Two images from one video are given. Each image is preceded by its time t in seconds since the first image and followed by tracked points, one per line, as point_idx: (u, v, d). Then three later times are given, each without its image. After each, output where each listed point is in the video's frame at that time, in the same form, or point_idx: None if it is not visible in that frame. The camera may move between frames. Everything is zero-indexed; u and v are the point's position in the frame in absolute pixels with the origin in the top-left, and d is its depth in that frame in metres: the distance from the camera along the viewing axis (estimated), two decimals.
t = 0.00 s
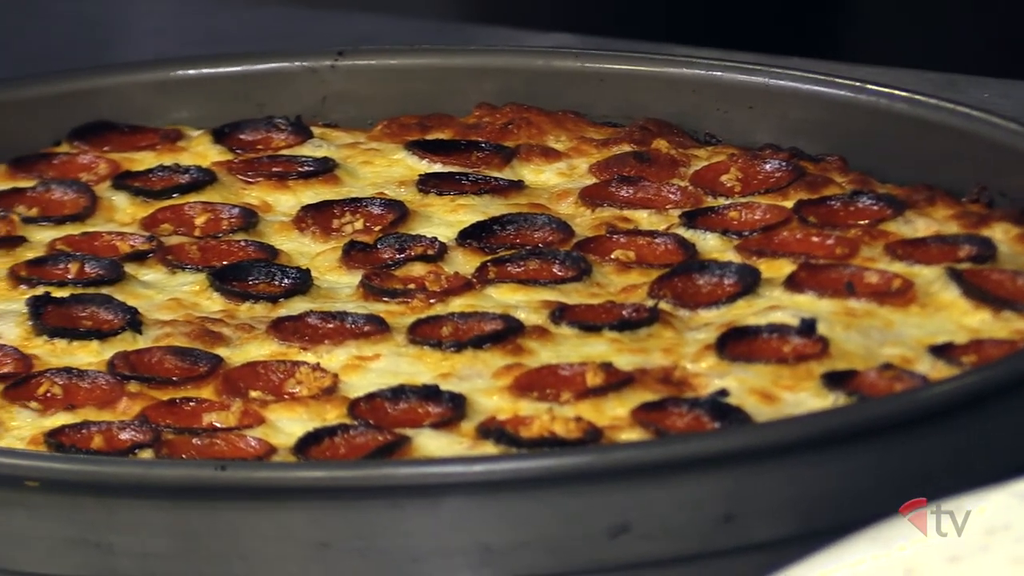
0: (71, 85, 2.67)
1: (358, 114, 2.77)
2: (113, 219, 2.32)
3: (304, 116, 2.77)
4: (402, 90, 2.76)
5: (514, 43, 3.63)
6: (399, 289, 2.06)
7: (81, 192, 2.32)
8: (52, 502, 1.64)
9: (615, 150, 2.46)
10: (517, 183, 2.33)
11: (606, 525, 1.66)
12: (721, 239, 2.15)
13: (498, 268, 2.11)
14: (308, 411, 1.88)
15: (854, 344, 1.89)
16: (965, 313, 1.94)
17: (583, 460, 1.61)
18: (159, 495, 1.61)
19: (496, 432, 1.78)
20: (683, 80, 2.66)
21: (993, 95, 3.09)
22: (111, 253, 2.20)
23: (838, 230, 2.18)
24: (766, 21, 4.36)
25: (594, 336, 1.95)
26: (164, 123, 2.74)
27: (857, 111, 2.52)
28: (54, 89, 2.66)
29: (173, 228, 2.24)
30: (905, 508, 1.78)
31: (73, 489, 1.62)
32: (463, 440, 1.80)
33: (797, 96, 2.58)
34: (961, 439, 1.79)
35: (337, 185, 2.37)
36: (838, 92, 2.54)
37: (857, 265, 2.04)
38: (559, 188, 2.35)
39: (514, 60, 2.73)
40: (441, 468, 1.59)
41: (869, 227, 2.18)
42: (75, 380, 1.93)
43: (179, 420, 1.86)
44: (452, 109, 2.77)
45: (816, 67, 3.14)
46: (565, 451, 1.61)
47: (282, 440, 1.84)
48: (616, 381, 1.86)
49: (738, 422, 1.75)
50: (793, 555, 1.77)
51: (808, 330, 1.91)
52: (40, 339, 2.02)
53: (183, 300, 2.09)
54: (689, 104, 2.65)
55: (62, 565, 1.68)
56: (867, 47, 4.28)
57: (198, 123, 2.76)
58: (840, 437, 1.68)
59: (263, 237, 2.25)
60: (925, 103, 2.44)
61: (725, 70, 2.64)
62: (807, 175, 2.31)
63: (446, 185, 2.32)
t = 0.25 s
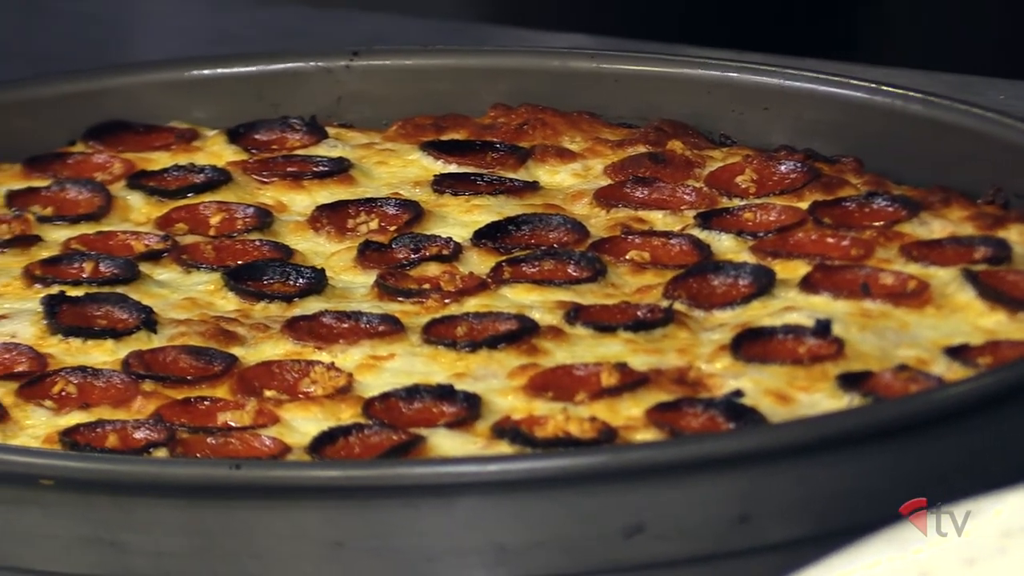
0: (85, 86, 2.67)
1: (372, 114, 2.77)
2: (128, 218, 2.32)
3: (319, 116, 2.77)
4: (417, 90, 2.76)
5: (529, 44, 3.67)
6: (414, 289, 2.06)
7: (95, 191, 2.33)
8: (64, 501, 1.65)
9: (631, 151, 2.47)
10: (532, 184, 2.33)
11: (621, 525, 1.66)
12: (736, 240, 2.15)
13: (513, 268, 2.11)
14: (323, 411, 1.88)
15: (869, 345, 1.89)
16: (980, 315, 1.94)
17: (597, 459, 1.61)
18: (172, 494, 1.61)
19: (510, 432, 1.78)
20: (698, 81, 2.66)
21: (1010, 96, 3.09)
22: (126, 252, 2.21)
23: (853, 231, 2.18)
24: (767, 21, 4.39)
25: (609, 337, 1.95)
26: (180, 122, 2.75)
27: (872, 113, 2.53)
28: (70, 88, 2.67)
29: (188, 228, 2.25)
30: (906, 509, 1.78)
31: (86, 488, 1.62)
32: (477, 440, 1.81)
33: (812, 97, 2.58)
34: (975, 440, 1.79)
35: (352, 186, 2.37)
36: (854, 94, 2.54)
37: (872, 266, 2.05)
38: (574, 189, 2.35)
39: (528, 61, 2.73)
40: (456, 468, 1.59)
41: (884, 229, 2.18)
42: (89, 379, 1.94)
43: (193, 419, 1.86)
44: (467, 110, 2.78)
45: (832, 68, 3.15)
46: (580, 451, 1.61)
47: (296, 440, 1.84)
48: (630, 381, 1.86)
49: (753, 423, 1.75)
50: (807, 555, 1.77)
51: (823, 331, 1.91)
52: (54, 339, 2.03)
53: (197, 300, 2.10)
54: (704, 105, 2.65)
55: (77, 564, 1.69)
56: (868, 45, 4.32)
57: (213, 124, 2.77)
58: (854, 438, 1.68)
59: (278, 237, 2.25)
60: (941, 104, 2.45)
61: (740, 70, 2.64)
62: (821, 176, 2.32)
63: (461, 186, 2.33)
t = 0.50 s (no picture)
0: (102, 87, 2.68)
1: (390, 116, 2.77)
2: (147, 220, 2.33)
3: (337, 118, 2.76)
4: (433, 92, 2.76)
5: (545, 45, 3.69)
6: (433, 290, 2.06)
7: (114, 193, 2.34)
8: (81, 501, 1.65)
9: (649, 152, 2.46)
10: (551, 185, 2.34)
11: (641, 526, 1.66)
12: (755, 242, 2.16)
13: (532, 269, 2.11)
14: (342, 412, 1.88)
15: (888, 346, 1.90)
16: (999, 316, 1.95)
17: (617, 460, 1.61)
18: (191, 495, 1.62)
19: (530, 432, 1.79)
20: (715, 82, 2.65)
21: None
22: (144, 254, 2.21)
23: (872, 232, 2.19)
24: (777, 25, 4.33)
25: (628, 337, 1.96)
26: (199, 125, 2.75)
27: (891, 114, 2.53)
28: (88, 89, 2.68)
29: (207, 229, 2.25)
30: (905, 509, 1.77)
31: (105, 489, 1.63)
32: (497, 440, 1.81)
33: (831, 99, 2.58)
34: (994, 441, 1.79)
35: (370, 188, 2.37)
36: (872, 95, 2.54)
37: (891, 267, 2.05)
38: (593, 190, 2.35)
39: (546, 62, 2.73)
40: (476, 469, 1.60)
41: (903, 230, 2.18)
42: (108, 380, 1.94)
43: (212, 420, 1.86)
44: (485, 112, 2.78)
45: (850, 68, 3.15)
46: (599, 452, 1.62)
47: (315, 441, 1.84)
48: (649, 382, 1.86)
49: (772, 423, 1.76)
50: (826, 556, 1.77)
51: (842, 332, 1.92)
52: (73, 340, 2.03)
53: (216, 301, 2.10)
54: (723, 106, 2.65)
55: (94, 565, 1.69)
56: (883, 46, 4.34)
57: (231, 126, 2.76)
58: (873, 439, 1.68)
59: (296, 238, 2.25)
60: (960, 106, 2.45)
61: (758, 71, 2.63)
62: (840, 177, 2.33)
63: (479, 188, 2.33)
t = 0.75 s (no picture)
0: (127, 94, 2.70)
1: (415, 124, 2.79)
2: (173, 226, 2.34)
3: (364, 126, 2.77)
4: (459, 98, 2.77)
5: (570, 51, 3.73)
6: (459, 297, 2.06)
7: (140, 199, 2.35)
8: (108, 508, 1.67)
9: (676, 160, 2.46)
10: (577, 193, 2.34)
11: (666, 534, 1.66)
12: (781, 250, 2.16)
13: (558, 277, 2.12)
14: (367, 419, 1.89)
15: (915, 355, 1.90)
16: None
17: (643, 468, 1.61)
18: (218, 501, 1.63)
19: (556, 440, 1.79)
20: (741, 91, 2.66)
21: None
22: (170, 260, 2.21)
23: (898, 241, 2.19)
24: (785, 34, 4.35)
25: (654, 346, 1.96)
26: (226, 132, 2.78)
27: (917, 122, 2.53)
28: (114, 96, 2.70)
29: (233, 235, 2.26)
30: (906, 509, 1.76)
31: (132, 495, 1.64)
32: (522, 448, 1.81)
33: (857, 107, 2.58)
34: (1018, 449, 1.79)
35: (396, 195, 2.38)
36: (898, 104, 2.54)
37: (918, 276, 2.05)
38: (619, 199, 2.36)
39: (572, 71, 2.73)
40: (501, 476, 1.60)
41: (929, 239, 2.18)
42: (134, 386, 1.95)
43: (237, 426, 1.86)
44: (511, 119, 2.79)
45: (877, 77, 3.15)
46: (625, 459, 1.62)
47: (341, 448, 1.85)
48: (675, 390, 1.87)
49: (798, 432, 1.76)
50: (850, 563, 1.77)
51: (868, 341, 1.92)
52: (98, 346, 2.03)
53: (242, 308, 2.10)
54: (749, 114, 2.65)
55: (117, 569, 1.71)
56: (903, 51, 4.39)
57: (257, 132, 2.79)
58: (898, 447, 1.68)
59: (322, 245, 2.26)
60: (987, 115, 2.45)
61: (785, 80, 2.64)
62: (867, 186, 2.32)
63: (505, 196, 2.33)
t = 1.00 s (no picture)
0: (157, 95, 2.72)
1: (446, 126, 2.79)
2: (203, 228, 2.35)
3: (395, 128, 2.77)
4: (488, 101, 2.76)
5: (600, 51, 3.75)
6: (490, 299, 2.07)
7: (170, 201, 2.35)
8: (138, 509, 1.67)
9: (707, 163, 2.47)
10: (608, 196, 2.35)
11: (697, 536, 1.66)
12: (813, 254, 2.16)
13: (589, 280, 2.12)
14: (399, 421, 1.89)
15: (946, 358, 1.91)
16: None
17: (676, 470, 1.61)
18: (249, 502, 1.63)
19: (587, 442, 1.80)
20: (774, 94, 2.66)
21: None
22: (200, 262, 2.22)
23: (929, 244, 2.19)
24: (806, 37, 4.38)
25: (685, 348, 1.97)
26: (256, 133, 2.78)
27: (950, 126, 2.54)
28: (146, 97, 2.72)
29: (263, 237, 2.26)
30: (906, 509, 1.74)
31: (162, 496, 1.65)
32: (554, 450, 1.82)
33: (888, 110, 2.59)
34: None
35: (427, 198, 2.39)
36: (929, 108, 2.55)
37: (949, 280, 2.06)
38: (650, 202, 2.36)
39: (605, 73, 2.73)
40: (531, 478, 1.60)
41: (961, 242, 2.18)
42: (164, 387, 1.95)
43: (268, 428, 1.86)
44: (542, 122, 2.78)
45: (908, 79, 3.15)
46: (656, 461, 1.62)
47: (372, 450, 1.85)
48: (707, 393, 1.87)
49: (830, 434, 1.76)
50: (880, 565, 1.78)
51: (899, 344, 1.93)
52: (129, 348, 2.04)
53: (272, 310, 2.11)
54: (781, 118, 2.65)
55: (148, 569, 1.71)
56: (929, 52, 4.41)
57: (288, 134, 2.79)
58: (929, 449, 1.68)
59: (353, 247, 2.26)
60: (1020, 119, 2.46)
61: (818, 84, 2.64)
62: (898, 189, 2.33)
63: (536, 199, 2.34)
